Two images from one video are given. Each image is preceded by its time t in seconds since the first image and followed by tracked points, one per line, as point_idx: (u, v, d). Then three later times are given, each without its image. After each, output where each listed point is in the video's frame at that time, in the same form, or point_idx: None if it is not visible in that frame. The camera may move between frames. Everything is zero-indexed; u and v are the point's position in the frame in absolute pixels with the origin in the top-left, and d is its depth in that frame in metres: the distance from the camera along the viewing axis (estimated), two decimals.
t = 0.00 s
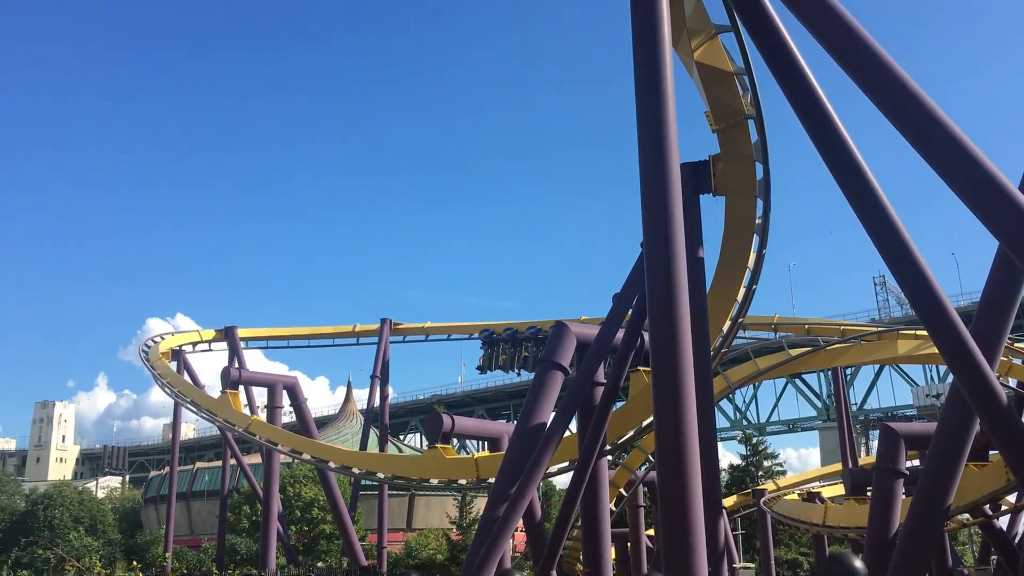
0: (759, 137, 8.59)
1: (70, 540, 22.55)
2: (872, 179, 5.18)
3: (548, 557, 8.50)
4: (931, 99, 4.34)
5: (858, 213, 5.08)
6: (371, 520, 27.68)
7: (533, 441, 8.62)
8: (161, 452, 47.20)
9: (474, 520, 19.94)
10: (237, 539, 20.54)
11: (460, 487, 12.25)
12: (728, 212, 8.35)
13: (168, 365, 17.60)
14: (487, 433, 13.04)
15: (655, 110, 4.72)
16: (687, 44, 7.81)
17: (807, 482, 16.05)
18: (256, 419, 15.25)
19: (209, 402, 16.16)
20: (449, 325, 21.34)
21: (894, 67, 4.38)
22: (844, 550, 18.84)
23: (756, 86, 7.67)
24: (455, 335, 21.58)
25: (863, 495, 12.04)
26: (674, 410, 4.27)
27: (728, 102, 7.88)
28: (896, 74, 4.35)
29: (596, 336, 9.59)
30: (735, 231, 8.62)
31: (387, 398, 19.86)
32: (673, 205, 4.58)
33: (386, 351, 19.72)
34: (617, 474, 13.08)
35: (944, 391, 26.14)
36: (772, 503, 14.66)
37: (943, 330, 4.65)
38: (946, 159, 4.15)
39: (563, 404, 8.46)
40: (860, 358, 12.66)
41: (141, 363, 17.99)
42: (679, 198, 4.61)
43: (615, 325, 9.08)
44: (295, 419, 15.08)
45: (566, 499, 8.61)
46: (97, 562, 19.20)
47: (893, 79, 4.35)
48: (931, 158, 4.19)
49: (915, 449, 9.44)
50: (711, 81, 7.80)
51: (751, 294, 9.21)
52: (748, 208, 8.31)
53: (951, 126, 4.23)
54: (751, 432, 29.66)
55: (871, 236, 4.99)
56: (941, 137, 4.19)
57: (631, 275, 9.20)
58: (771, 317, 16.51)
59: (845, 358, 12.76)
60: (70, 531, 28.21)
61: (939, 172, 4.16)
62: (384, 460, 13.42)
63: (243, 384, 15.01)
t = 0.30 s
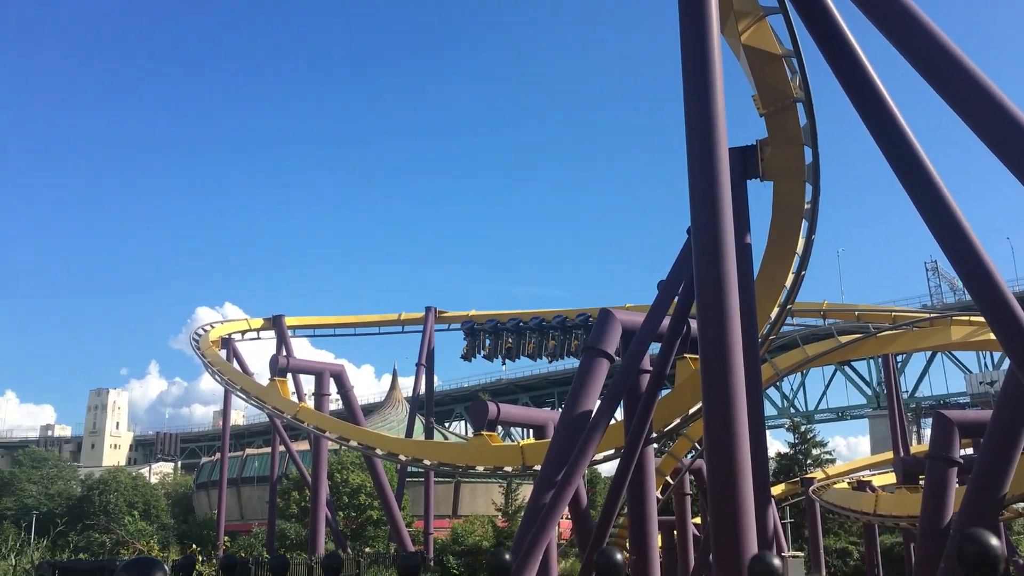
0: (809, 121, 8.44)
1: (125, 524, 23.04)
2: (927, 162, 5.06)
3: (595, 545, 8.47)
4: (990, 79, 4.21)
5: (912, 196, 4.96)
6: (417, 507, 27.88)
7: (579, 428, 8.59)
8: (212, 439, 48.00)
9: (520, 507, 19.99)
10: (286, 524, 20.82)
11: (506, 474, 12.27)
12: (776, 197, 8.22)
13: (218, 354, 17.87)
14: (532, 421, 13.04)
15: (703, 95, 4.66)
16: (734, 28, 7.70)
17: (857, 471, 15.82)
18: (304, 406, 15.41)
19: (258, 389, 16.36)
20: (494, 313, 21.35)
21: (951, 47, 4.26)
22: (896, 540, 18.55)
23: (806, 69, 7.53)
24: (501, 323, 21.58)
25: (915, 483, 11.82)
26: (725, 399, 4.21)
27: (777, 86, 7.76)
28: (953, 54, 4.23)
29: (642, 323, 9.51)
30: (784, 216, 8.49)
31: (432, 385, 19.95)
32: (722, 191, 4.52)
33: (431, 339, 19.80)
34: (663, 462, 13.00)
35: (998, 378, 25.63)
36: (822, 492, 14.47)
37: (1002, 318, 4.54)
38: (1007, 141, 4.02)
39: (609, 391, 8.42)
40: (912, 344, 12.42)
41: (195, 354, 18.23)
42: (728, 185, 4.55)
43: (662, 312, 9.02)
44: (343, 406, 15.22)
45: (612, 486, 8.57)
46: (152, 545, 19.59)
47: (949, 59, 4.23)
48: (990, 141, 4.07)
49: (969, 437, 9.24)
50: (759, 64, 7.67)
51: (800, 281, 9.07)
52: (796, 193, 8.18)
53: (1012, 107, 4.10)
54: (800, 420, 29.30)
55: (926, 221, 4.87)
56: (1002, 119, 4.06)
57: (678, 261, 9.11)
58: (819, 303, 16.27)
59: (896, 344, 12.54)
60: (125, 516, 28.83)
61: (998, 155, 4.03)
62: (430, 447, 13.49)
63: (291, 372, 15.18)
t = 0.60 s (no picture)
0: (850, 100, 8.31)
1: (168, 503, 23.47)
2: (974, 141, 4.94)
3: (632, 528, 8.46)
4: None
5: (956, 175, 4.86)
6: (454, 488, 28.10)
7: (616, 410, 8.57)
8: (252, 420, 48.59)
9: (556, 489, 20.03)
10: (325, 504, 21.08)
11: (543, 457, 12.28)
12: (816, 178, 8.11)
13: (257, 336, 18.07)
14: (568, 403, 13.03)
15: (743, 76, 4.60)
16: (774, 6, 7.57)
17: (897, 454, 15.63)
18: (342, 388, 15.55)
19: (297, 371, 16.52)
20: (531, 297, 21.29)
21: (1000, 25, 4.15)
22: (936, 524, 18.33)
23: (847, 47, 7.39)
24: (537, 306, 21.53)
25: (957, 467, 11.66)
26: (763, 382, 4.18)
27: (818, 64, 7.62)
28: (1003, 32, 4.12)
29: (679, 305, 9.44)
30: (825, 196, 8.37)
31: (469, 368, 19.99)
32: (762, 174, 4.46)
33: (467, 322, 19.84)
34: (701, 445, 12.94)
35: None
36: (862, 475, 14.33)
37: None
38: None
39: (646, 373, 8.39)
40: (955, 327, 12.21)
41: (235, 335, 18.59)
42: (768, 168, 4.49)
43: (699, 294, 8.96)
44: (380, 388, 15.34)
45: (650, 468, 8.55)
46: (195, 524, 19.97)
47: (998, 36, 4.12)
48: None
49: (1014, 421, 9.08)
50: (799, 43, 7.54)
51: (840, 262, 8.95)
52: (837, 173, 8.05)
53: None
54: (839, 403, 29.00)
55: (974, 203, 4.77)
56: None
57: (716, 243, 9.02)
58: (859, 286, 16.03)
59: (939, 327, 12.32)
60: (168, 494, 29.39)
61: None
62: (467, 429, 13.53)
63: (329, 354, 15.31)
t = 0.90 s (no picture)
0: (876, 78, 8.19)
1: (194, 480, 23.75)
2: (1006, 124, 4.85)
3: (653, 509, 8.46)
4: None
5: (988, 158, 4.78)
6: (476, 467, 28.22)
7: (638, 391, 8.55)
8: (275, 398, 48.94)
9: (577, 469, 20.07)
10: (348, 482, 21.25)
11: (564, 436, 12.29)
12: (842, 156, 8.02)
13: (280, 315, 18.18)
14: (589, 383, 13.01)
15: (769, 58, 4.54)
16: None
17: (921, 436, 15.52)
18: (364, 367, 15.63)
19: (320, 350, 16.62)
20: (552, 276, 21.24)
21: None
22: (960, 506, 18.21)
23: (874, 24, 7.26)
24: (558, 286, 21.49)
25: (982, 449, 11.55)
26: (787, 366, 4.14)
27: (845, 42, 7.49)
28: None
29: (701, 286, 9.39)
30: (850, 175, 8.29)
31: (490, 348, 20.00)
32: (788, 158, 4.42)
33: (489, 302, 19.84)
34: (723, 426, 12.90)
35: None
36: (886, 457, 14.25)
37: None
38: None
39: (668, 353, 8.36)
40: (982, 308, 12.07)
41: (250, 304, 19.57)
42: (793, 151, 4.45)
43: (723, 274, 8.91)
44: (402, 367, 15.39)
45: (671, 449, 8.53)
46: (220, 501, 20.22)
47: None
48: None
49: None
50: (825, 21, 7.41)
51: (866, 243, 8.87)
52: (864, 153, 7.96)
53: None
54: (862, 384, 28.78)
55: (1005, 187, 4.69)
56: None
57: (739, 224, 8.96)
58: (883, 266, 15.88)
59: (965, 308, 12.20)
60: (193, 471, 29.72)
61: None
62: (488, 408, 13.56)
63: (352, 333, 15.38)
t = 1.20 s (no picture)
0: (894, 54, 8.09)
1: (209, 455, 23.95)
2: None
3: (665, 486, 8.47)
4: None
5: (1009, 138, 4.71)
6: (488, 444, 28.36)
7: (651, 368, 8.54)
8: (289, 375, 49.26)
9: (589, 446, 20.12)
10: (361, 458, 21.39)
11: (576, 414, 12.29)
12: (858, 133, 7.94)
13: (294, 292, 18.23)
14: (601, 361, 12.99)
15: (787, 33, 4.50)
16: None
17: (935, 416, 15.47)
18: (377, 343, 15.67)
19: (333, 326, 16.67)
20: (565, 254, 21.20)
21: None
22: (973, 486, 18.18)
23: None
24: (571, 263, 21.46)
25: (995, 429, 11.50)
26: (801, 343, 4.13)
27: (862, 17, 7.36)
28: None
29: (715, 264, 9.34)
30: (867, 152, 8.21)
31: (502, 325, 20.02)
32: (805, 134, 4.38)
33: (501, 279, 19.84)
34: (735, 404, 12.88)
35: None
36: (899, 437, 14.21)
37: None
38: None
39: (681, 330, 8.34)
40: (998, 287, 11.98)
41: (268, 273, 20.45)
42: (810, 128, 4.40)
43: (736, 252, 8.88)
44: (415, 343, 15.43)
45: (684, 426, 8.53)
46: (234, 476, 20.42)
47: None
48: None
49: None
50: None
51: (881, 221, 8.80)
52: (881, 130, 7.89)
53: None
54: (875, 364, 28.70)
55: None
56: None
57: (753, 201, 8.91)
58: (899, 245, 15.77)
59: (981, 287, 12.11)
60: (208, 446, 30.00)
61: None
62: (500, 385, 13.58)
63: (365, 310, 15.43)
